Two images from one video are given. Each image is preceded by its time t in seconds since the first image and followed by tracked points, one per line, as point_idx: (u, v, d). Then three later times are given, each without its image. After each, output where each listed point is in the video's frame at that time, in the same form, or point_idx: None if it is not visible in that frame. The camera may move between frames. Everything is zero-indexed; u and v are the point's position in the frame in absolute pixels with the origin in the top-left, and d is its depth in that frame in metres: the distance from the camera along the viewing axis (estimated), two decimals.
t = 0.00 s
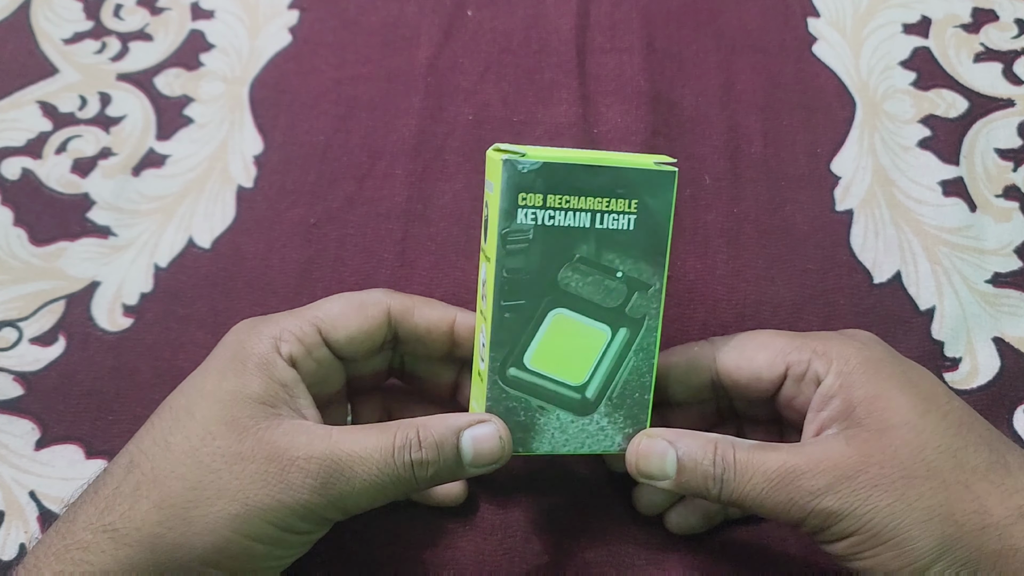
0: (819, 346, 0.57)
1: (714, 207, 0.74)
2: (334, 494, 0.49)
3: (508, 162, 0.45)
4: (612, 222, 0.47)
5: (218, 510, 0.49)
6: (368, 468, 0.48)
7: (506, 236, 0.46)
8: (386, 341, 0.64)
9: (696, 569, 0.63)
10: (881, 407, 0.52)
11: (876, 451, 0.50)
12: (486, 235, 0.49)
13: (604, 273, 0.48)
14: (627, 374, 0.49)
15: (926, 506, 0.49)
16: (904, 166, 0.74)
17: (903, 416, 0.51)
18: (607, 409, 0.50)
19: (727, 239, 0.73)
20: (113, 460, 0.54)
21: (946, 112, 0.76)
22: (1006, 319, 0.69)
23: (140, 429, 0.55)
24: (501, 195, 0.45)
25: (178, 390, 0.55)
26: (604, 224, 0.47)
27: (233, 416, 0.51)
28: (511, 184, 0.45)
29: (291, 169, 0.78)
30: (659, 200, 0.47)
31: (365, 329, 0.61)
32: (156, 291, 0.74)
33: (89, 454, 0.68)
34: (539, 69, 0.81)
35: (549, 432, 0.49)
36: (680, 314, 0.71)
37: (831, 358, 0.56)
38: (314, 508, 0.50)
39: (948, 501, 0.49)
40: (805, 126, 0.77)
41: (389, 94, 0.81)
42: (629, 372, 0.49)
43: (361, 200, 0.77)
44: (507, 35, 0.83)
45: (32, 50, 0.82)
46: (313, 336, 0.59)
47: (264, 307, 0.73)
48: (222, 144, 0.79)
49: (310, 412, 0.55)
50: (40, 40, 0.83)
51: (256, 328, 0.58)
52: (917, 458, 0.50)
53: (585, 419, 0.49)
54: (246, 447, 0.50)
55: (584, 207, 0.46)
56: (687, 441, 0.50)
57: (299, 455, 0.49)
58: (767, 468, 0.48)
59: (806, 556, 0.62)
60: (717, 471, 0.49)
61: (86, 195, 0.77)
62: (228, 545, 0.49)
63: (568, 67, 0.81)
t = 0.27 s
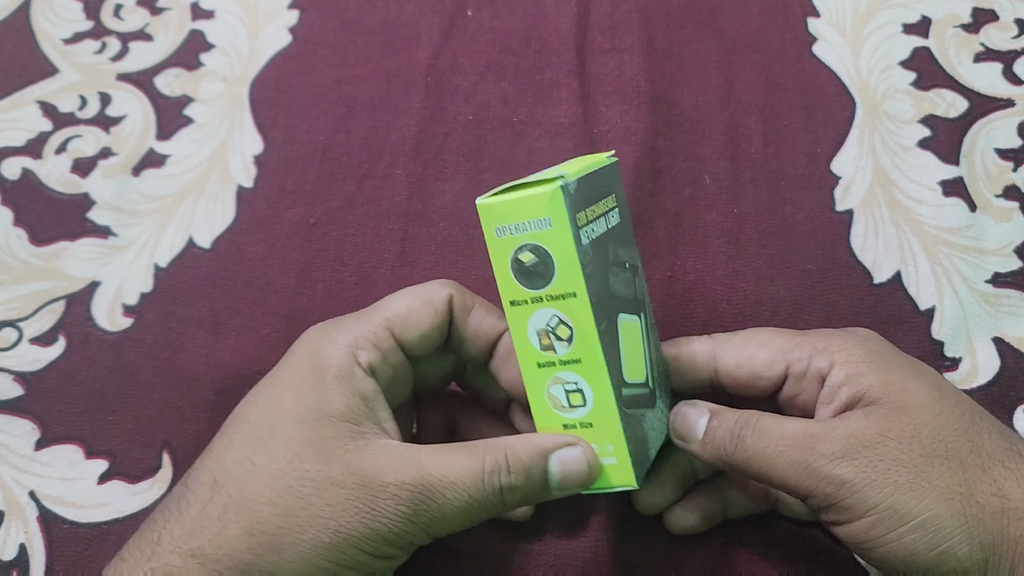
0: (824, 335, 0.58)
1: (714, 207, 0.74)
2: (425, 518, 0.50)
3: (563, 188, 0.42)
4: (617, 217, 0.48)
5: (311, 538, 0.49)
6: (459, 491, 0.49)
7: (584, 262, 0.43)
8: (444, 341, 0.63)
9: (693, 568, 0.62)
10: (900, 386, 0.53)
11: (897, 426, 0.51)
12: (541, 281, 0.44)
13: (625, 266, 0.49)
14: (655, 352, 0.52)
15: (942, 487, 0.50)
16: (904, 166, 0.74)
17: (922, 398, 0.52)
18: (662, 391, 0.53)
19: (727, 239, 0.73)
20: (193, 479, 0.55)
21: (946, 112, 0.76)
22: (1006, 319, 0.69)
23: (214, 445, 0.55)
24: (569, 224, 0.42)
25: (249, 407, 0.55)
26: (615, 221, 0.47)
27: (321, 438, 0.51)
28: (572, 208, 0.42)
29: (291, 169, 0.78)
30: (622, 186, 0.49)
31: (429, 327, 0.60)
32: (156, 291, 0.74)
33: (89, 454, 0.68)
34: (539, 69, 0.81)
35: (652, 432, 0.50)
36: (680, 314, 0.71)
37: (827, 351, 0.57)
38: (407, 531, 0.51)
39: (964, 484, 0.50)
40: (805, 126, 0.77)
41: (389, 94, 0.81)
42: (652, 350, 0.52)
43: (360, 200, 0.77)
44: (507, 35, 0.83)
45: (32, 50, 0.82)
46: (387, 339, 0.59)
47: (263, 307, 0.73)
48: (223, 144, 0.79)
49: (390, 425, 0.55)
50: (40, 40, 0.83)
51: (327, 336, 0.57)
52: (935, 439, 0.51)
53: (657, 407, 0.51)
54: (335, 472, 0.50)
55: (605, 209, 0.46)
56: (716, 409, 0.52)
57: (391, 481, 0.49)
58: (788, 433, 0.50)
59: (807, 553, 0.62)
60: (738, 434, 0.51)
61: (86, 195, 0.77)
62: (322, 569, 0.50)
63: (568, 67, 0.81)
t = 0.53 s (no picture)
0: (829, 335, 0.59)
1: (714, 207, 0.74)
2: (439, 510, 0.50)
3: (576, 165, 0.43)
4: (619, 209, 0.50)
5: (329, 535, 0.49)
6: (473, 484, 0.49)
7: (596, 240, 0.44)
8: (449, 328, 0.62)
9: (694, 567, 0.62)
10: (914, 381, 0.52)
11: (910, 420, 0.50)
12: (553, 261, 0.45)
13: (630, 257, 0.50)
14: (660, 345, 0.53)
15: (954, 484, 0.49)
16: (904, 166, 0.74)
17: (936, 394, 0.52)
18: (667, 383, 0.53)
19: (727, 239, 0.73)
20: (203, 484, 0.54)
21: (946, 112, 0.76)
22: (1006, 318, 0.69)
23: (224, 448, 0.54)
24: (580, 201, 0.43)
25: (258, 408, 0.55)
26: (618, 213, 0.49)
27: (332, 435, 0.51)
28: (585, 186, 0.44)
29: (291, 169, 0.78)
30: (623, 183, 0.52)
31: (434, 317, 0.59)
32: (156, 291, 0.74)
33: (89, 454, 0.68)
34: (539, 70, 0.81)
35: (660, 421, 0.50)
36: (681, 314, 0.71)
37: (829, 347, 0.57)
38: (421, 526, 0.51)
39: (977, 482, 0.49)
40: (805, 126, 0.76)
41: (389, 94, 0.81)
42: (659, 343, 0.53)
43: (360, 200, 0.77)
44: (507, 35, 0.83)
45: (32, 50, 0.82)
46: (391, 331, 0.58)
47: (263, 307, 0.73)
48: (223, 144, 0.79)
49: (401, 420, 0.55)
50: (40, 41, 0.83)
51: (332, 334, 0.57)
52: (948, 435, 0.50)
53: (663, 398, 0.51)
54: (349, 470, 0.50)
55: (611, 198, 0.48)
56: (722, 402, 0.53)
57: (404, 476, 0.50)
58: (799, 423, 0.49)
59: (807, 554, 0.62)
60: (748, 423, 0.51)
61: (86, 195, 0.77)
62: (340, 567, 0.50)
63: (568, 68, 0.81)
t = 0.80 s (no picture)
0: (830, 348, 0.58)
1: (714, 206, 0.74)
2: (423, 511, 0.50)
3: (540, 164, 0.45)
4: (611, 207, 0.50)
5: (308, 536, 0.49)
6: (456, 481, 0.49)
7: (553, 237, 0.46)
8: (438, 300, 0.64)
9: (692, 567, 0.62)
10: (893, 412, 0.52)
11: (884, 453, 0.50)
12: (514, 252, 0.48)
13: (618, 257, 0.51)
14: (647, 346, 0.53)
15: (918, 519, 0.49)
16: (904, 166, 0.74)
17: (915, 424, 0.51)
18: (646, 384, 0.53)
19: (727, 239, 0.73)
20: (190, 481, 0.55)
21: (946, 113, 0.76)
22: (1006, 318, 0.69)
23: (214, 445, 0.55)
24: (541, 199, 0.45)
25: (249, 405, 0.55)
26: (608, 210, 0.50)
27: (316, 433, 0.51)
28: (548, 185, 0.46)
29: (291, 169, 0.78)
30: (633, 180, 0.52)
31: (426, 300, 0.60)
32: (156, 291, 0.74)
33: (89, 454, 0.68)
34: (539, 69, 0.81)
35: (617, 422, 0.51)
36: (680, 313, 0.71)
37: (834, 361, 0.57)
38: (402, 529, 0.50)
39: (942, 516, 0.49)
40: (805, 126, 0.76)
41: (389, 94, 0.81)
42: (648, 344, 0.54)
43: (360, 200, 0.77)
44: (507, 35, 0.83)
45: (32, 50, 0.82)
46: (385, 326, 0.58)
47: (263, 307, 0.73)
48: (223, 144, 0.79)
49: (388, 420, 0.56)
50: (40, 41, 0.83)
51: (326, 330, 0.57)
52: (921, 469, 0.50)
53: (634, 399, 0.52)
54: (330, 469, 0.50)
55: (596, 197, 0.49)
56: (699, 414, 0.52)
57: (387, 475, 0.49)
58: (771, 455, 0.50)
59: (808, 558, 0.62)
60: (720, 450, 0.51)
61: (86, 195, 0.77)
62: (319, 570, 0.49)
63: (568, 68, 0.81)
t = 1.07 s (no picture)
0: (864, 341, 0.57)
1: (714, 206, 0.74)
2: (421, 490, 0.50)
3: (479, 187, 0.48)
4: (585, 223, 0.50)
5: (307, 523, 0.49)
6: (446, 456, 0.50)
7: (491, 258, 0.49)
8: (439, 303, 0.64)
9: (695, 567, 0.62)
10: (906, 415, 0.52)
11: (893, 456, 0.50)
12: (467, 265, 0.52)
13: (588, 274, 0.51)
14: (625, 364, 0.53)
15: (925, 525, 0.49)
16: (904, 166, 0.74)
17: (929, 425, 0.51)
18: (616, 403, 0.53)
19: (727, 238, 0.73)
20: (190, 479, 0.55)
21: (946, 112, 0.76)
22: (1006, 318, 0.69)
23: (213, 444, 0.55)
24: (478, 221, 0.48)
25: (245, 403, 0.55)
26: (578, 227, 0.50)
27: (311, 420, 0.52)
28: (487, 208, 0.48)
29: (291, 169, 0.78)
30: (623, 192, 0.51)
31: (423, 299, 0.61)
32: (156, 291, 0.74)
33: (89, 454, 0.68)
34: (539, 69, 0.81)
35: (568, 440, 0.52)
36: (681, 313, 0.71)
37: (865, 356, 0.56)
38: (401, 512, 0.50)
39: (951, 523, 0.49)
40: (805, 126, 0.76)
41: (389, 94, 0.81)
42: (628, 363, 0.53)
43: (361, 200, 0.77)
44: (507, 35, 0.83)
45: (32, 50, 0.82)
46: (381, 322, 0.59)
47: (263, 307, 0.73)
48: (223, 144, 0.79)
49: (383, 411, 0.56)
50: (40, 41, 0.83)
51: (321, 329, 0.58)
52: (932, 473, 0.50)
53: (597, 417, 0.53)
54: (325, 454, 0.50)
55: (559, 214, 0.50)
56: (699, 418, 0.53)
57: (380, 456, 0.50)
58: (773, 460, 0.50)
59: (811, 560, 0.62)
60: (724, 453, 0.52)
61: (86, 195, 0.77)
62: (321, 557, 0.49)
63: (568, 68, 0.81)
